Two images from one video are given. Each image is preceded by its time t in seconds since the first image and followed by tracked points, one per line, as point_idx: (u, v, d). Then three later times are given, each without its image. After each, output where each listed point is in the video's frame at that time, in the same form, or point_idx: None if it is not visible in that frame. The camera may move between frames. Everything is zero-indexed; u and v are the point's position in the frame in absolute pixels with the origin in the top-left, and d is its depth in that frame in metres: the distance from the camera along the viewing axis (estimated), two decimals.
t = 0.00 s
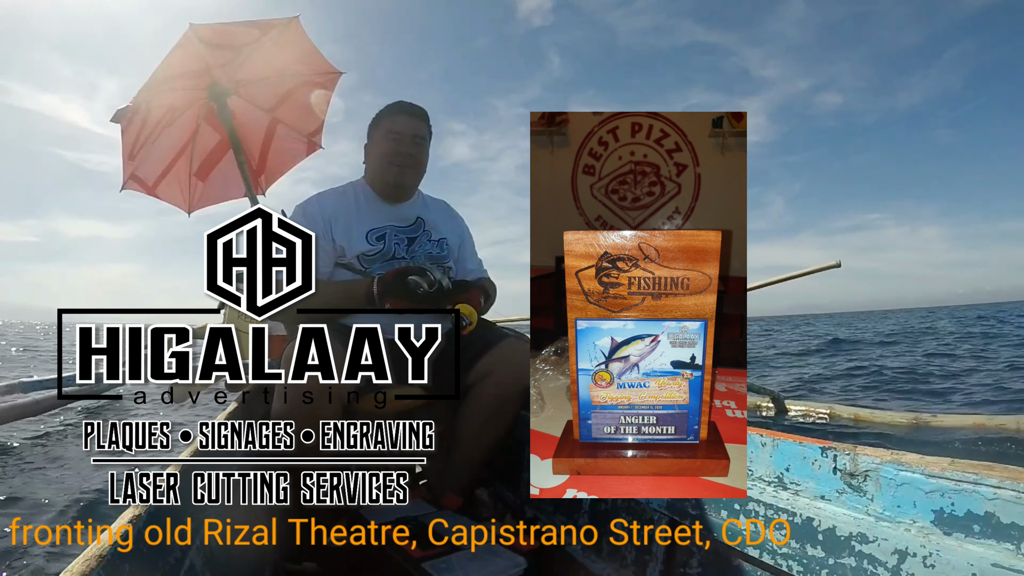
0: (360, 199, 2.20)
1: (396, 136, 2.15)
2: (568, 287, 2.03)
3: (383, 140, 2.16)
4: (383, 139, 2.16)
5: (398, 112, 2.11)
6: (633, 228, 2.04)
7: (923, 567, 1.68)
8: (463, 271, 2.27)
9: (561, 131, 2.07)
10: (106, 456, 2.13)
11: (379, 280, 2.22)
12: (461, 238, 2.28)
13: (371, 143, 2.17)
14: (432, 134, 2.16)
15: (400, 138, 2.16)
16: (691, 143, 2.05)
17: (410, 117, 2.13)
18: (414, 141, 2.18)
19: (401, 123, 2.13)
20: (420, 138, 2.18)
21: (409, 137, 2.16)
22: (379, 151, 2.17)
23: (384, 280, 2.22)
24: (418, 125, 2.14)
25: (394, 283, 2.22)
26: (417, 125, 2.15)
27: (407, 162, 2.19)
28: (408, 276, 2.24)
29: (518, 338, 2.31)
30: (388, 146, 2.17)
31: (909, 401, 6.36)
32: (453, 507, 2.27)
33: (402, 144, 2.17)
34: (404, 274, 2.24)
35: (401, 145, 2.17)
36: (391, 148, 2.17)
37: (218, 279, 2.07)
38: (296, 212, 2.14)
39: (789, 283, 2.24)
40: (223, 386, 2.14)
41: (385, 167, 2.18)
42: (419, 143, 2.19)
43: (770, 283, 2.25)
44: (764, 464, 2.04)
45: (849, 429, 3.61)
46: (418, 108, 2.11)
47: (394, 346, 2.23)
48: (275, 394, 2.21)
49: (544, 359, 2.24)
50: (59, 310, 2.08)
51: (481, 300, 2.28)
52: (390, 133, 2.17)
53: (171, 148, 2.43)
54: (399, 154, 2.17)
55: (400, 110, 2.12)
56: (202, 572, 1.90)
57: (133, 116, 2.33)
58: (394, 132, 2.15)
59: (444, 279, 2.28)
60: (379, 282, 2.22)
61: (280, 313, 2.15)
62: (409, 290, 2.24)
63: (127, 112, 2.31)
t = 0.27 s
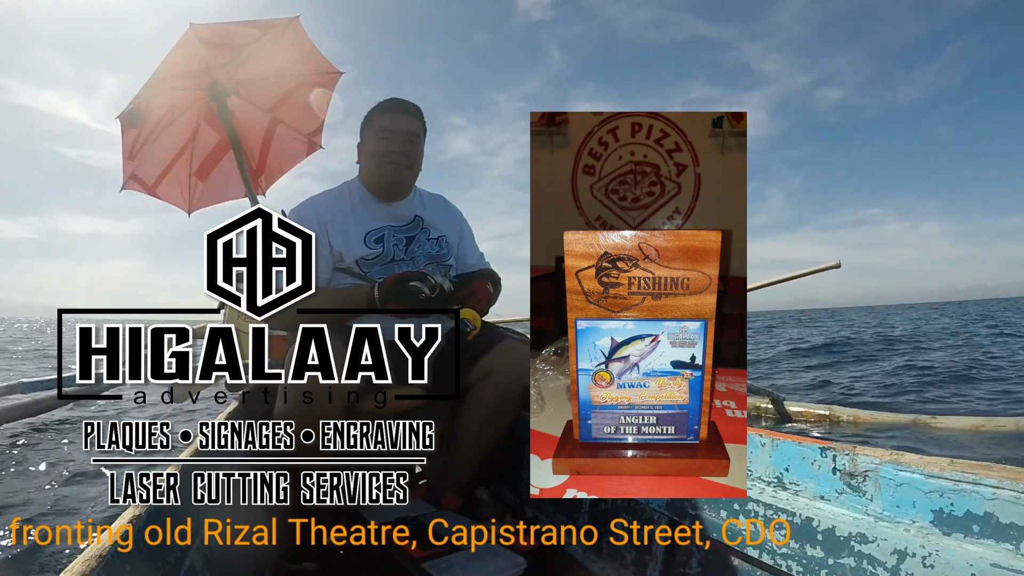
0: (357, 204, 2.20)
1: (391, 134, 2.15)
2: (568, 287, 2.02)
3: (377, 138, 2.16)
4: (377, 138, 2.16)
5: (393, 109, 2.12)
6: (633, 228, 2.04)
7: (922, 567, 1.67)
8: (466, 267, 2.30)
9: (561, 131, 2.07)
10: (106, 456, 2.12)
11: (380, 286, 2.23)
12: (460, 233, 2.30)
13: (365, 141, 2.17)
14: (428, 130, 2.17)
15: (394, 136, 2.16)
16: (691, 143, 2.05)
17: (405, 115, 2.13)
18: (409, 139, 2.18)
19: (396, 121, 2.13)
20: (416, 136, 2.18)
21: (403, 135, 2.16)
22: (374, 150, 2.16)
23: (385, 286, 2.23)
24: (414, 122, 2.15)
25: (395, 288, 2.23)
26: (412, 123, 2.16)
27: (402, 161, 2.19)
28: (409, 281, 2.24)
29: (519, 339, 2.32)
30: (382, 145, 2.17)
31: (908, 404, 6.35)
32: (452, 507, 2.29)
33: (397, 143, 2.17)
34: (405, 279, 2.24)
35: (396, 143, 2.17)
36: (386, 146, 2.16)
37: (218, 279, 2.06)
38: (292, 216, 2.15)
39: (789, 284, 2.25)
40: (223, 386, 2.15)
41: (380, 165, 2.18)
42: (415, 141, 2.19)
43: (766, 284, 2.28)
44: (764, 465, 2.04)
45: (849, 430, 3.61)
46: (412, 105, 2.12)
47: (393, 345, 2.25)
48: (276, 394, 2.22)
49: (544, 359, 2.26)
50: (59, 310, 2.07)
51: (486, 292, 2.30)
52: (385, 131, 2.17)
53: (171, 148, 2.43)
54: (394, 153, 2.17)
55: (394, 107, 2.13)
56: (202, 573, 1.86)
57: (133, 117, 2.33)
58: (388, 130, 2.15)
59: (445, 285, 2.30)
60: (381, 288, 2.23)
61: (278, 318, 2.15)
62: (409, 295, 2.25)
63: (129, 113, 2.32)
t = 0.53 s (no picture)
0: (359, 206, 2.20)
1: (394, 137, 2.15)
2: (568, 287, 2.03)
3: (380, 141, 2.16)
4: (380, 141, 2.16)
5: (397, 111, 2.11)
6: (633, 228, 2.04)
7: (922, 568, 1.67)
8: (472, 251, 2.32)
9: (561, 131, 2.06)
10: (105, 456, 2.12)
11: (384, 291, 2.22)
12: (462, 219, 2.31)
13: (368, 144, 2.16)
14: (432, 131, 2.14)
15: (397, 139, 2.15)
16: (691, 143, 2.05)
17: (409, 117, 2.12)
18: (412, 142, 2.16)
19: (399, 124, 2.12)
20: (419, 138, 2.16)
21: (407, 137, 2.15)
22: (376, 153, 2.16)
23: (389, 291, 2.21)
24: (418, 125, 2.13)
25: (398, 293, 2.21)
26: (415, 125, 2.14)
27: (405, 164, 2.18)
28: (413, 285, 2.22)
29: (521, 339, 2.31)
30: (385, 147, 2.16)
31: (907, 405, 6.34)
32: (453, 506, 2.29)
33: (400, 145, 2.16)
34: (409, 283, 2.22)
35: (399, 146, 2.16)
36: (388, 149, 2.16)
37: (218, 279, 2.07)
38: (293, 217, 2.15)
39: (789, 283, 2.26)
40: (223, 386, 2.15)
41: (383, 168, 2.17)
42: (418, 144, 2.18)
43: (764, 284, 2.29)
44: (764, 465, 2.05)
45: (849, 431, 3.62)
46: (416, 107, 2.10)
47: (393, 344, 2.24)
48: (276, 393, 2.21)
49: (544, 359, 2.27)
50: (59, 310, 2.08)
51: (510, 269, 2.31)
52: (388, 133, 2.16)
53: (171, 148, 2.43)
54: (397, 156, 2.16)
55: (397, 109, 2.12)
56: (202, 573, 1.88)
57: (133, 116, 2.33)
58: (391, 133, 2.14)
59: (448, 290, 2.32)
60: (384, 293, 2.21)
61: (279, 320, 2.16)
62: (412, 299, 2.22)
63: (129, 112, 2.31)
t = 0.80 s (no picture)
0: (356, 208, 2.21)
1: (394, 139, 2.15)
2: (568, 287, 2.03)
3: (380, 143, 2.16)
4: (379, 142, 2.16)
5: (397, 113, 2.10)
6: (633, 228, 2.04)
7: (922, 569, 1.67)
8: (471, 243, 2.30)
9: (561, 131, 2.06)
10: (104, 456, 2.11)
11: (381, 292, 2.24)
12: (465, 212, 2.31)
13: (367, 144, 2.16)
14: (432, 132, 2.14)
15: (397, 140, 2.16)
16: (691, 143, 2.05)
17: (409, 118, 2.12)
18: (412, 143, 2.17)
19: (399, 126, 2.12)
20: (419, 142, 2.18)
21: (408, 141, 2.16)
22: (376, 154, 2.17)
23: (386, 293, 2.25)
24: (419, 126, 2.14)
25: (395, 295, 2.25)
26: (415, 126, 2.15)
27: (405, 165, 2.20)
28: (410, 288, 2.26)
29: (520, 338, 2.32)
30: (384, 148, 2.17)
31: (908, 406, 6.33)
32: (453, 507, 2.29)
33: (400, 147, 2.17)
34: (406, 286, 2.26)
35: (399, 147, 2.17)
36: (387, 151, 2.16)
37: (218, 279, 2.06)
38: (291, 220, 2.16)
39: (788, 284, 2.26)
40: (223, 386, 2.17)
41: (382, 170, 2.18)
42: (418, 145, 2.19)
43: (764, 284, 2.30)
44: (763, 466, 2.04)
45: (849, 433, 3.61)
46: (416, 108, 2.10)
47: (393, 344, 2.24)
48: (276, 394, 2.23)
49: (544, 359, 2.28)
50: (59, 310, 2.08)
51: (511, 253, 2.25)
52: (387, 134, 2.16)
53: (171, 147, 2.43)
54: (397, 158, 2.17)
55: (397, 109, 2.10)
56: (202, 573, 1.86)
57: (133, 116, 2.33)
58: (391, 134, 2.14)
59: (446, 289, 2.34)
60: (381, 295, 2.24)
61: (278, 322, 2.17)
62: (409, 301, 2.26)
63: (128, 110, 2.29)
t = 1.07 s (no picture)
0: (349, 211, 2.32)
1: (382, 134, 2.22)
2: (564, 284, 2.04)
3: (367, 140, 2.23)
4: (368, 139, 2.23)
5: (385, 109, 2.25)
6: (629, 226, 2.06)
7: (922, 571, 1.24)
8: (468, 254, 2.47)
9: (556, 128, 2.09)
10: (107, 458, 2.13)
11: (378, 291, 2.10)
12: (462, 222, 2.55)
13: (357, 145, 2.27)
14: (420, 126, 2.23)
15: (384, 136, 2.22)
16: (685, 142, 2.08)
17: (397, 115, 2.25)
18: (400, 139, 2.23)
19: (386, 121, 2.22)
20: (407, 138, 2.24)
21: (396, 136, 2.22)
22: (365, 151, 2.24)
23: (383, 293, 2.04)
24: (405, 123, 2.24)
25: (393, 295, 2.04)
26: (403, 123, 2.25)
27: (394, 162, 2.23)
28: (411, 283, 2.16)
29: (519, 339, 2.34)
30: (373, 145, 2.22)
31: (912, 407, 6.30)
32: (452, 506, 2.25)
33: (387, 143, 2.23)
34: (403, 285, 2.04)
35: (387, 143, 2.22)
36: (376, 147, 2.22)
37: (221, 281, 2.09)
38: (283, 225, 2.18)
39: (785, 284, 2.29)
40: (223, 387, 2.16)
41: (372, 165, 2.23)
42: (406, 141, 2.25)
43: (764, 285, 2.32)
44: (763, 465, 1.66)
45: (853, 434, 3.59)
46: (403, 105, 2.25)
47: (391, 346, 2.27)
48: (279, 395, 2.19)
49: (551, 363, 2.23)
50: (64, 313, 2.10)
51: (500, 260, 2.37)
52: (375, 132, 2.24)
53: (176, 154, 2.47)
54: (385, 153, 2.22)
55: (383, 109, 2.25)
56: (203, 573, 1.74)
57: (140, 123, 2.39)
58: (378, 130, 2.21)
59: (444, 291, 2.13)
60: (378, 296, 2.05)
61: (275, 329, 2.16)
62: (407, 300, 2.03)
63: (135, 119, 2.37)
